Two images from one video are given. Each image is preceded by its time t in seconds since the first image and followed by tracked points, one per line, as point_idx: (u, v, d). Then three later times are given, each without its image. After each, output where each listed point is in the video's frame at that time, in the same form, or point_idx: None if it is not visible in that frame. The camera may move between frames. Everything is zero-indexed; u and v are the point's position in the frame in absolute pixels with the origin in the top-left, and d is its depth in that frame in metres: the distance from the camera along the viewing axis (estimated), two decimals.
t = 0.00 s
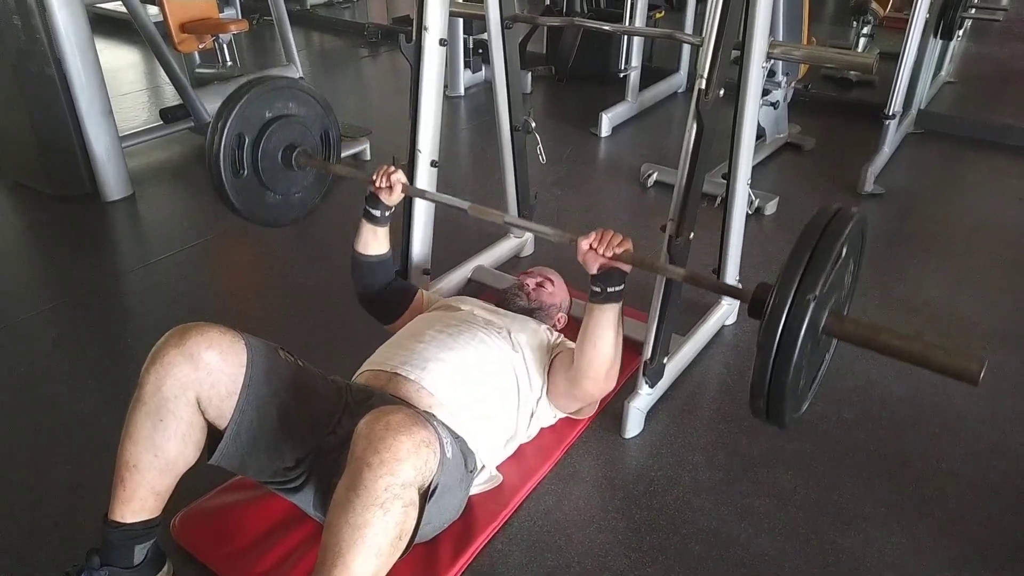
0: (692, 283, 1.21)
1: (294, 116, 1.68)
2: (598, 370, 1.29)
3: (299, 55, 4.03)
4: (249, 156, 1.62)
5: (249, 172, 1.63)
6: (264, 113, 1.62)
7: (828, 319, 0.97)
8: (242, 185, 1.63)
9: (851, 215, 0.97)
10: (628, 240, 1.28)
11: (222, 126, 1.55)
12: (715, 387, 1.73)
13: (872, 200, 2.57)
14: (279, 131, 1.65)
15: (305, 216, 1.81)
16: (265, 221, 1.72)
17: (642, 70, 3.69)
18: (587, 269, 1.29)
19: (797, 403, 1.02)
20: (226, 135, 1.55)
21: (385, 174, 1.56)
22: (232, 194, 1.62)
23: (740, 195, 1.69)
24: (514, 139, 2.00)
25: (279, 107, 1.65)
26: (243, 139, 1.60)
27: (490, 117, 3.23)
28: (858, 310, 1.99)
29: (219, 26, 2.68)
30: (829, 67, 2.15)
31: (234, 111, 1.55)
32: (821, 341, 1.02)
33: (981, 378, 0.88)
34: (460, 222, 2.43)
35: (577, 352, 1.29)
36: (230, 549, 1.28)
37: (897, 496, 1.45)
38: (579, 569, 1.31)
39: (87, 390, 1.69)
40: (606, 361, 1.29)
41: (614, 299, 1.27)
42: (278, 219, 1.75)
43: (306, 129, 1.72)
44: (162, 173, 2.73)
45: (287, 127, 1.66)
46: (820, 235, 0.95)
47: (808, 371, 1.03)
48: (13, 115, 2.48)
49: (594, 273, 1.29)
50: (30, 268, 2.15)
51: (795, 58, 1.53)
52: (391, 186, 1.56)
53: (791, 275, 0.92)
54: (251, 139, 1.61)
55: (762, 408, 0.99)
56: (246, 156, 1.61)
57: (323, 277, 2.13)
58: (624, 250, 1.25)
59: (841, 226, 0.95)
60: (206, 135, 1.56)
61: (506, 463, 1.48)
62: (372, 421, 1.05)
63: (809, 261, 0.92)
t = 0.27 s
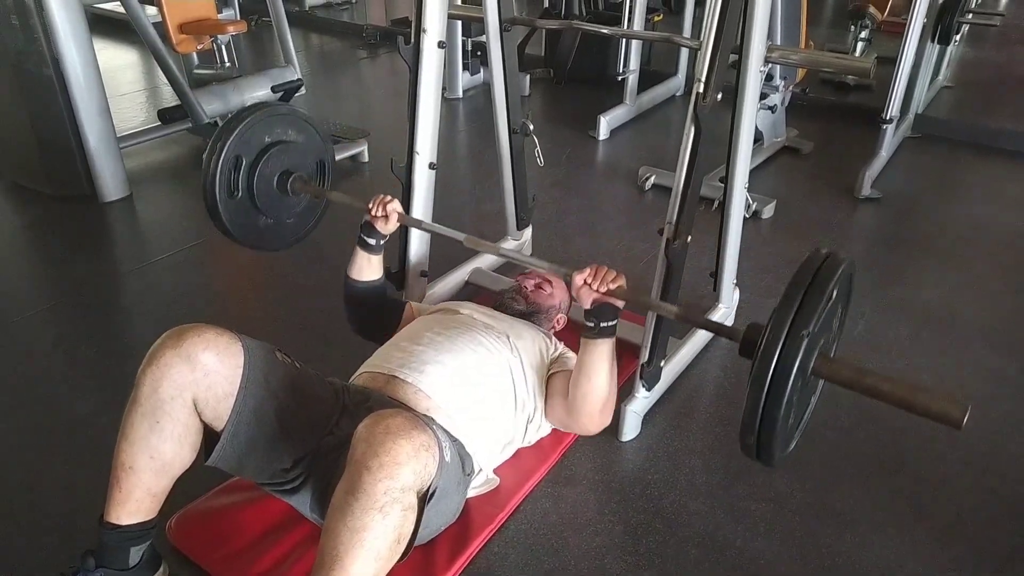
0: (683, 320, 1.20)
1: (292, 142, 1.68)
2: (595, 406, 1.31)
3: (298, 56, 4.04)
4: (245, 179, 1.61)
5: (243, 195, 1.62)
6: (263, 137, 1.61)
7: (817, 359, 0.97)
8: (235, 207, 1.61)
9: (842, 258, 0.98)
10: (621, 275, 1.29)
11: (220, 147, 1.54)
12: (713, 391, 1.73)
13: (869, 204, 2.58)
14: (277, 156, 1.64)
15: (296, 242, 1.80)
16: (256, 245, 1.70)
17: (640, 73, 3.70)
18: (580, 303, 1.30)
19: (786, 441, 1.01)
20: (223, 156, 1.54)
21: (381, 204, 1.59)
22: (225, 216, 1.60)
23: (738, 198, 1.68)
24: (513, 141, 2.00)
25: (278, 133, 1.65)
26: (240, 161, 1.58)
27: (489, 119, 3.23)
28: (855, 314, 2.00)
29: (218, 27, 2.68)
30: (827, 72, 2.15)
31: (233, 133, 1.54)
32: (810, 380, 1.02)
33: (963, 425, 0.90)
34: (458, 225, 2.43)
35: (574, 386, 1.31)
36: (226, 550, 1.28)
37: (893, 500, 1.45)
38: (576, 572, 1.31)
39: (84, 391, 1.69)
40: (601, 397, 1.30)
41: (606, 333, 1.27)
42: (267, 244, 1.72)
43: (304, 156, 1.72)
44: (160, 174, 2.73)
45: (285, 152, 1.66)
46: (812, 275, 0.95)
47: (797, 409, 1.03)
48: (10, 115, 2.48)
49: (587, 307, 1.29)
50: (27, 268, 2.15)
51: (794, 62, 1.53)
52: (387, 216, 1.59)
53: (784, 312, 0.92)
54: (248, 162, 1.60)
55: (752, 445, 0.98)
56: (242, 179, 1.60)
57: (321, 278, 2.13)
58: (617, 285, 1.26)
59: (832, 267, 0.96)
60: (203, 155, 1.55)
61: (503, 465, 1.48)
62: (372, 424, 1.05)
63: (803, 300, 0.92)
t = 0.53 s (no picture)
0: (674, 345, 1.20)
1: (287, 160, 1.69)
2: (586, 429, 1.30)
3: (298, 57, 4.04)
4: (239, 195, 1.61)
5: (236, 211, 1.62)
6: (259, 154, 1.62)
7: (807, 386, 0.97)
8: (228, 223, 1.61)
9: (833, 287, 0.99)
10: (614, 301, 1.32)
11: (216, 162, 1.54)
12: (712, 393, 1.73)
13: (869, 206, 2.58)
14: (272, 173, 1.65)
15: (287, 260, 1.79)
16: (248, 262, 1.70)
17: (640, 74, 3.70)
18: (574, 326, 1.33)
19: (776, 468, 1.00)
20: (219, 171, 1.55)
21: (375, 224, 1.62)
22: (218, 230, 1.59)
23: (738, 200, 1.69)
24: (512, 143, 2.01)
25: (274, 150, 1.65)
26: (235, 177, 1.59)
27: (489, 120, 3.23)
28: (854, 316, 2.00)
29: (218, 28, 2.68)
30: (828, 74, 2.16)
31: (230, 148, 1.55)
32: (799, 408, 1.01)
33: (949, 451, 0.90)
34: (457, 226, 2.43)
35: (567, 407, 1.31)
36: (225, 551, 1.28)
37: (892, 502, 1.45)
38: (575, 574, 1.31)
39: (83, 391, 1.69)
40: (593, 418, 1.30)
41: (598, 357, 1.26)
42: (258, 261, 1.72)
43: (299, 174, 1.73)
44: (160, 174, 2.73)
45: (280, 170, 1.67)
46: (803, 303, 0.96)
47: (787, 435, 1.02)
48: (10, 115, 2.48)
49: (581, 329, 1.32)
50: (26, 269, 2.15)
51: (793, 65, 1.53)
52: (381, 236, 1.62)
53: (776, 337, 0.93)
54: (243, 179, 1.60)
55: (743, 472, 0.97)
56: (236, 195, 1.60)
57: (320, 279, 2.13)
58: (610, 309, 1.29)
59: (823, 296, 0.97)
60: (199, 170, 1.56)
61: (502, 467, 1.48)
62: (372, 425, 1.05)
63: (795, 326, 0.93)
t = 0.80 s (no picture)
0: (670, 366, 1.21)
1: (288, 177, 1.69)
2: (583, 447, 1.31)
3: (301, 57, 4.05)
4: (240, 212, 1.61)
5: (237, 228, 1.62)
6: (259, 171, 1.62)
7: (802, 411, 0.98)
8: (228, 240, 1.61)
9: (829, 312, 1.00)
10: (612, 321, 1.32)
11: (217, 180, 1.55)
12: (714, 392, 1.73)
13: (872, 205, 2.57)
14: (273, 190, 1.65)
15: (287, 275, 1.79)
16: (247, 277, 1.70)
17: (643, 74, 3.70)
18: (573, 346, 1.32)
19: (772, 491, 1.00)
20: (219, 189, 1.55)
21: (375, 242, 1.64)
22: (218, 247, 1.60)
23: (741, 199, 1.69)
24: (515, 142, 2.01)
25: (275, 167, 1.66)
26: (235, 195, 1.59)
27: (491, 120, 3.24)
28: (858, 315, 2.00)
29: (221, 28, 2.69)
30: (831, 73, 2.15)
31: (230, 166, 1.56)
32: (794, 431, 1.02)
33: (940, 475, 0.93)
34: (460, 226, 2.43)
35: (563, 424, 1.31)
36: (229, 550, 1.28)
37: (896, 501, 1.45)
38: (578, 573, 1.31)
39: (88, 392, 1.69)
40: (590, 436, 1.31)
41: (596, 378, 1.26)
42: (257, 276, 1.72)
43: (299, 191, 1.73)
44: (164, 175, 2.73)
45: (280, 187, 1.67)
46: (800, 328, 0.97)
47: (782, 458, 1.02)
48: (14, 117, 2.49)
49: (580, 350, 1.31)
50: (30, 269, 2.15)
51: (796, 64, 1.53)
52: (380, 253, 1.64)
53: (774, 361, 0.94)
54: (243, 196, 1.61)
55: (739, 495, 0.97)
56: (236, 212, 1.60)
57: (324, 279, 2.13)
58: (607, 330, 1.29)
59: (819, 321, 0.98)
60: (199, 188, 1.56)
61: (506, 466, 1.49)
62: (376, 425, 1.05)
63: (792, 350, 0.94)
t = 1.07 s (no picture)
0: (665, 382, 1.19)
1: (283, 188, 1.68)
2: (578, 458, 1.35)
3: (300, 56, 4.04)
4: (235, 225, 1.61)
5: (233, 240, 1.61)
6: (254, 183, 1.62)
7: (794, 428, 1.00)
8: (224, 253, 1.61)
9: (822, 330, 1.02)
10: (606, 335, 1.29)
11: (212, 193, 1.55)
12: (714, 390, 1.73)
13: (872, 202, 2.57)
14: (268, 202, 1.64)
15: (284, 286, 1.78)
16: (245, 289, 1.69)
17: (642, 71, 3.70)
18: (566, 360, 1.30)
19: (764, 508, 1.02)
20: (214, 203, 1.55)
21: (370, 254, 1.61)
22: (215, 260, 1.59)
23: (740, 197, 1.68)
24: (515, 140, 2.00)
25: (270, 179, 1.65)
26: (231, 207, 1.59)
27: (491, 118, 3.23)
28: (858, 312, 1.99)
29: (221, 27, 2.68)
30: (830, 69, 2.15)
31: (225, 179, 1.56)
32: (787, 447, 1.04)
33: (932, 493, 0.94)
34: (460, 224, 2.43)
35: (559, 435, 1.35)
36: (229, 549, 1.28)
37: (896, 499, 1.45)
38: (578, 571, 1.31)
39: (88, 391, 1.69)
40: (585, 447, 1.34)
41: (590, 393, 1.29)
42: (254, 289, 1.71)
43: (295, 202, 1.72)
44: (163, 174, 2.73)
45: (276, 199, 1.66)
46: (791, 348, 0.99)
47: (775, 475, 1.04)
48: (14, 116, 2.49)
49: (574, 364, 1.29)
50: (30, 269, 2.15)
51: (795, 61, 1.53)
52: (376, 266, 1.61)
53: (768, 377, 0.96)
54: (238, 209, 1.60)
55: (731, 512, 0.99)
56: (233, 224, 1.60)
57: (323, 277, 2.13)
58: (602, 345, 1.26)
59: (810, 341, 0.99)
60: (195, 201, 1.56)
61: (505, 464, 1.48)
62: (373, 423, 1.05)
63: (786, 366, 0.96)
